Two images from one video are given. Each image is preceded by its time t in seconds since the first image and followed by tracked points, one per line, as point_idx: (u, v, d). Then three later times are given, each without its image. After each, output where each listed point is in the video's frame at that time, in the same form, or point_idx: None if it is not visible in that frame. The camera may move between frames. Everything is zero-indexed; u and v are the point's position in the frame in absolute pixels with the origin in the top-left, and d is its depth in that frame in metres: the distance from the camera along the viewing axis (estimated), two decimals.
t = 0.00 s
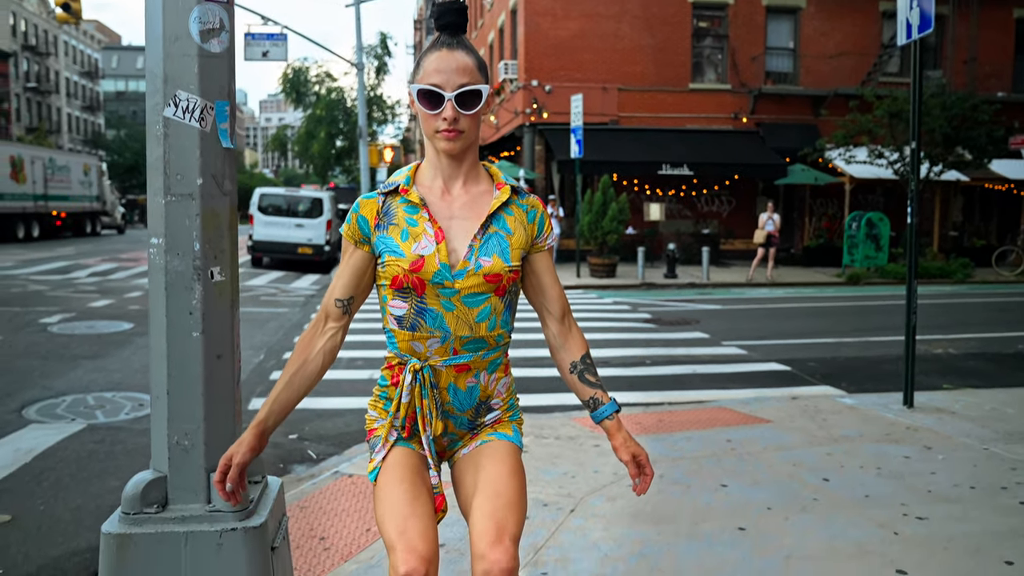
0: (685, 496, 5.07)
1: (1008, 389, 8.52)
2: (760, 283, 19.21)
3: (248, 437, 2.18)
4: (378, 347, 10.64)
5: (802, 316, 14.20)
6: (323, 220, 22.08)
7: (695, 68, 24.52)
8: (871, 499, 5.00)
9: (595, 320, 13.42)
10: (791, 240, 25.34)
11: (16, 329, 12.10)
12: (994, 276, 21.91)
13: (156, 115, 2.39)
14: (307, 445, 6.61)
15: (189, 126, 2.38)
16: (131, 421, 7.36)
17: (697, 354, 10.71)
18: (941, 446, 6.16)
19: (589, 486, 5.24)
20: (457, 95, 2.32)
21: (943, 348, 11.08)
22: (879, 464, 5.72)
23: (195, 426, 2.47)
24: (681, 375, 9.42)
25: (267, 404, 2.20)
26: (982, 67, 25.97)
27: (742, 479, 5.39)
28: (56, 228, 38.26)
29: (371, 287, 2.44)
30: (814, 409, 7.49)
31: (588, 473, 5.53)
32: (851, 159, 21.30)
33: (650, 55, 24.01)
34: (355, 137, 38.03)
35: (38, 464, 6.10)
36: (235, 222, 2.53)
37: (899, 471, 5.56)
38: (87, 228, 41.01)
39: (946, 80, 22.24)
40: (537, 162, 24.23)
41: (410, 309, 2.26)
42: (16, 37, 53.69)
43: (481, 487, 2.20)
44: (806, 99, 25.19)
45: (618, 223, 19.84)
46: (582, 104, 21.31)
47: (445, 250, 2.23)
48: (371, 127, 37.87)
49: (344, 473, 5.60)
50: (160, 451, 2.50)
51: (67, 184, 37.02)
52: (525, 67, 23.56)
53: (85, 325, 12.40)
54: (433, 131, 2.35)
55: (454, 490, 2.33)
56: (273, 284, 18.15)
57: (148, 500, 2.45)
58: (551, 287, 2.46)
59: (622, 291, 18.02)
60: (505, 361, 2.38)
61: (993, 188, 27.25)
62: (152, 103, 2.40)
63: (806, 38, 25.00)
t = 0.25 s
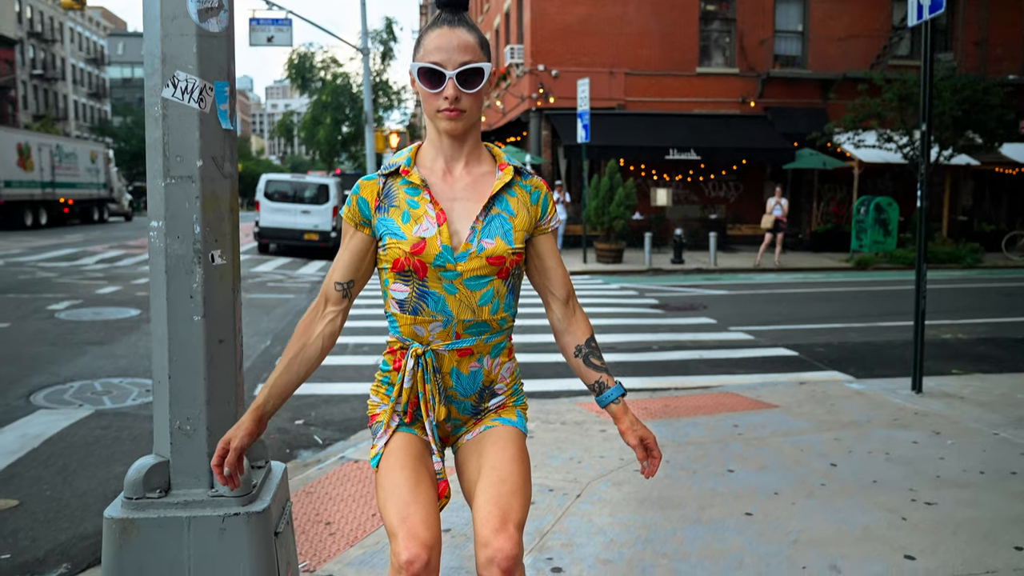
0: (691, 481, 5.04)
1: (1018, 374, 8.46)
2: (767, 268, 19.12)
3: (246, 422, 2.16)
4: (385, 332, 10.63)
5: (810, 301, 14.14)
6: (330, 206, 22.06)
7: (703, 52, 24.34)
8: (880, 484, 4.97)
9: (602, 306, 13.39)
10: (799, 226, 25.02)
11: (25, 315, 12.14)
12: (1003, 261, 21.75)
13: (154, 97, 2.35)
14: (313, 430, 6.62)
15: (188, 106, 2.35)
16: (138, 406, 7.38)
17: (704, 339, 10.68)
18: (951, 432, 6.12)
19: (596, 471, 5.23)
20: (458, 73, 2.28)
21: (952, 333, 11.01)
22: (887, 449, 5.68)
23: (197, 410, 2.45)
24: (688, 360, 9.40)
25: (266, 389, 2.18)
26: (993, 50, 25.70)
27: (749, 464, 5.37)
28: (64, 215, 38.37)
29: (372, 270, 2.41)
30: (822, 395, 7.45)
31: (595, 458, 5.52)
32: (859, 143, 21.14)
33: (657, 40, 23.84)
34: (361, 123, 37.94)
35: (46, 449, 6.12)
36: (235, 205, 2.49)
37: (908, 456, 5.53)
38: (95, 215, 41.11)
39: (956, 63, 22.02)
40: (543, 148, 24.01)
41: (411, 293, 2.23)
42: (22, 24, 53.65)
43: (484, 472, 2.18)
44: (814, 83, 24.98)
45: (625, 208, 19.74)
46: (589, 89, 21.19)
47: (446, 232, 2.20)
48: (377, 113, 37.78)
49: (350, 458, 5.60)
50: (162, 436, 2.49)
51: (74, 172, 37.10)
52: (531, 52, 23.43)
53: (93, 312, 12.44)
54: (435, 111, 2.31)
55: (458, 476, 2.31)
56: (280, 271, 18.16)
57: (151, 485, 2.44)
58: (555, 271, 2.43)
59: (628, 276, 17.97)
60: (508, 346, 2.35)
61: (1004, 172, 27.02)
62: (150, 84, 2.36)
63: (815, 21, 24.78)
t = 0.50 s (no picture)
0: (697, 469, 5.02)
1: None
2: (775, 256, 19.02)
3: (244, 408, 2.14)
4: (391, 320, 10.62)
5: (818, 289, 14.05)
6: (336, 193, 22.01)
7: (711, 38, 24.16)
8: (887, 473, 4.93)
9: (608, 293, 13.35)
10: (807, 213, 25.00)
11: (32, 302, 12.17)
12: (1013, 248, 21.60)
13: (152, 79, 2.33)
14: (319, 417, 6.61)
15: (187, 88, 2.32)
16: (144, 393, 7.38)
17: (711, 327, 10.62)
18: (959, 420, 6.07)
19: (601, 458, 5.20)
20: (460, 53, 2.24)
21: (961, 321, 10.93)
22: (895, 437, 5.64)
23: (198, 396, 2.43)
24: (695, 348, 9.35)
25: (265, 375, 2.16)
26: (1005, 35, 25.43)
27: (756, 452, 5.34)
28: (72, 203, 38.43)
29: (373, 255, 2.38)
30: (830, 382, 7.41)
31: (600, 445, 5.49)
32: (869, 130, 20.97)
33: (665, 25, 23.67)
34: (367, 110, 37.84)
35: (52, 435, 6.13)
36: (235, 188, 2.47)
37: (915, 444, 5.49)
38: (102, 202, 41.16)
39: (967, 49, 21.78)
40: (551, 135, 23.97)
41: (413, 278, 2.20)
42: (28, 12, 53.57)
43: (486, 460, 2.16)
44: (824, 69, 24.78)
45: (632, 195, 19.65)
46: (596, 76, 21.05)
47: (447, 216, 2.17)
48: (384, 100, 37.66)
49: (354, 445, 5.59)
50: (163, 422, 2.48)
51: (81, 159, 37.13)
52: (538, 38, 23.29)
53: (99, 299, 12.45)
54: (436, 91, 2.28)
55: (460, 464, 2.29)
56: (286, 258, 18.15)
57: (152, 471, 2.43)
58: (559, 256, 2.40)
59: (635, 264, 17.90)
60: (511, 331, 2.33)
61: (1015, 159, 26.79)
62: (149, 66, 2.33)
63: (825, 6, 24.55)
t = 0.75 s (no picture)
0: (702, 455, 5.00)
1: None
2: (783, 243, 18.93)
3: (244, 393, 2.12)
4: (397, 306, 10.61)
5: (827, 277, 13.98)
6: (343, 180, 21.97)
7: (720, 24, 23.98)
8: (894, 460, 4.90)
9: (615, 280, 13.31)
10: (816, 201, 24.82)
11: (39, 287, 12.20)
12: None
13: (151, 59, 2.29)
14: (324, 402, 6.61)
15: (187, 68, 2.29)
16: (150, 378, 7.40)
17: (718, 314, 10.58)
18: (966, 408, 6.04)
19: (606, 444, 5.19)
20: (462, 31, 2.21)
21: (970, 309, 10.86)
22: (902, 425, 5.61)
23: (199, 379, 2.41)
24: (702, 335, 9.32)
25: (264, 359, 2.13)
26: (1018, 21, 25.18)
27: (762, 439, 5.31)
28: (80, 189, 38.52)
29: (374, 238, 2.36)
30: (837, 370, 7.37)
31: (606, 432, 5.48)
32: (879, 117, 20.81)
33: (674, 11, 23.51)
34: (374, 96, 37.75)
35: (59, 419, 6.15)
36: (237, 169, 2.44)
37: (922, 432, 5.46)
38: (110, 188, 41.24)
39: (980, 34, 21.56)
40: (557, 121, 23.85)
41: (413, 262, 2.18)
42: None
43: (488, 446, 2.14)
44: (834, 55, 24.58)
45: (639, 182, 19.57)
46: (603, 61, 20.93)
47: (449, 198, 2.14)
48: (390, 86, 37.56)
49: (360, 430, 5.59)
50: (164, 405, 2.46)
51: (89, 145, 37.18)
52: (546, 24, 23.16)
53: (106, 284, 12.48)
54: (437, 71, 2.24)
55: (461, 450, 2.27)
56: (292, 244, 18.16)
57: (154, 455, 2.42)
58: (562, 240, 2.37)
59: (642, 251, 17.84)
60: (514, 317, 2.30)
61: None
62: (149, 45, 2.30)
63: None
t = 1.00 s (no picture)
0: (710, 438, 4.98)
1: None
2: (793, 226, 18.81)
3: (245, 376, 2.10)
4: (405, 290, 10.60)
5: (837, 260, 13.88)
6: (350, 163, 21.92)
7: (730, 5, 23.75)
8: (904, 443, 4.86)
9: (623, 263, 13.25)
10: (826, 183, 24.64)
11: (48, 271, 12.23)
12: None
13: (150, 37, 2.26)
14: (332, 385, 6.61)
15: (186, 46, 2.26)
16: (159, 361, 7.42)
17: (727, 297, 10.53)
18: (977, 391, 5.99)
19: (614, 427, 5.17)
20: (464, 5, 2.16)
21: (982, 292, 10.77)
22: (912, 408, 5.57)
23: (202, 360, 2.40)
24: (710, 318, 9.27)
25: (266, 342, 2.11)
26: None
27: (770, 422, 5.29)
28: (89, 174, 38.60)
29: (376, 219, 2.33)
30: (846, 353, 7.33)
31: (613, 414, 5.46)
32: (891, 98, 20.60)
33: None
34: (381, 80, 37.59)
35: (68, 402, 6.17)
36: (238, 150, 2.42)
37: (933, 414, 5.42)
38: (119, 174, 41.30)
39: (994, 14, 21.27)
40: (566, 104, 23.69)
41: (416, 243, 2.15)
42: None
43: (492, 430, 2.12)
44: (845, 36, 24.34)
45: (648, 165, 19.46)
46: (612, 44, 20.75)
47: (451, 177, 2.11)
48: (398, 70, 37.40)
49: (367, 413, 5.58)
50: (168, 388, 2.45)
51: (97, 130, 37.21)
52: (554, 5, 22.97)
53: (115, 269, 12.50)
54: (439, 46, 2.20)
55: (465, 433, 2.25)
56: (300, 228, 18.14)
57: (157, 437, 2.41)
58: (567, 219, 2.33)
59: (651, 235, 17.76)
60: (518, 298, 2.28)
61: None
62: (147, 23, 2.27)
63: None
